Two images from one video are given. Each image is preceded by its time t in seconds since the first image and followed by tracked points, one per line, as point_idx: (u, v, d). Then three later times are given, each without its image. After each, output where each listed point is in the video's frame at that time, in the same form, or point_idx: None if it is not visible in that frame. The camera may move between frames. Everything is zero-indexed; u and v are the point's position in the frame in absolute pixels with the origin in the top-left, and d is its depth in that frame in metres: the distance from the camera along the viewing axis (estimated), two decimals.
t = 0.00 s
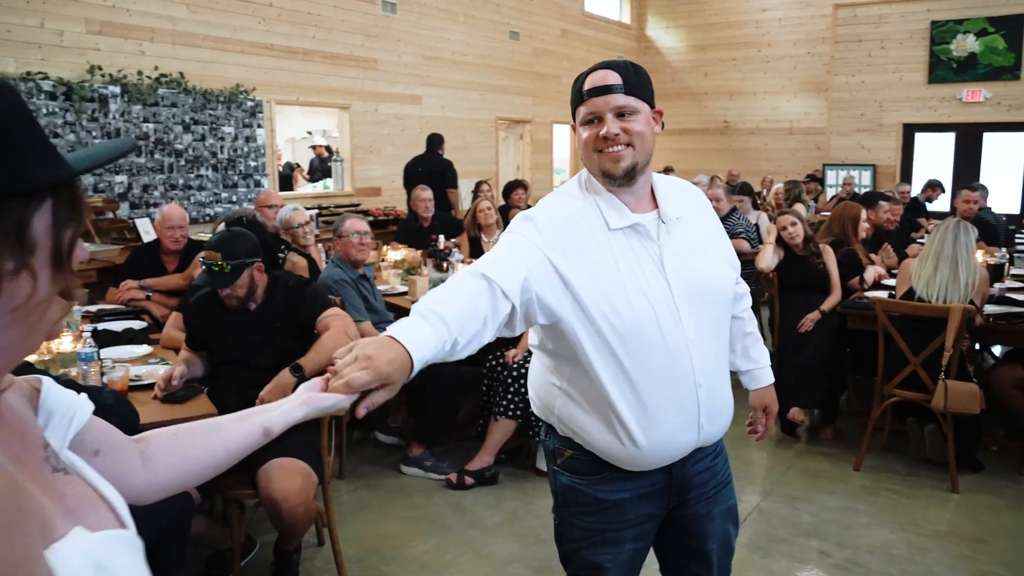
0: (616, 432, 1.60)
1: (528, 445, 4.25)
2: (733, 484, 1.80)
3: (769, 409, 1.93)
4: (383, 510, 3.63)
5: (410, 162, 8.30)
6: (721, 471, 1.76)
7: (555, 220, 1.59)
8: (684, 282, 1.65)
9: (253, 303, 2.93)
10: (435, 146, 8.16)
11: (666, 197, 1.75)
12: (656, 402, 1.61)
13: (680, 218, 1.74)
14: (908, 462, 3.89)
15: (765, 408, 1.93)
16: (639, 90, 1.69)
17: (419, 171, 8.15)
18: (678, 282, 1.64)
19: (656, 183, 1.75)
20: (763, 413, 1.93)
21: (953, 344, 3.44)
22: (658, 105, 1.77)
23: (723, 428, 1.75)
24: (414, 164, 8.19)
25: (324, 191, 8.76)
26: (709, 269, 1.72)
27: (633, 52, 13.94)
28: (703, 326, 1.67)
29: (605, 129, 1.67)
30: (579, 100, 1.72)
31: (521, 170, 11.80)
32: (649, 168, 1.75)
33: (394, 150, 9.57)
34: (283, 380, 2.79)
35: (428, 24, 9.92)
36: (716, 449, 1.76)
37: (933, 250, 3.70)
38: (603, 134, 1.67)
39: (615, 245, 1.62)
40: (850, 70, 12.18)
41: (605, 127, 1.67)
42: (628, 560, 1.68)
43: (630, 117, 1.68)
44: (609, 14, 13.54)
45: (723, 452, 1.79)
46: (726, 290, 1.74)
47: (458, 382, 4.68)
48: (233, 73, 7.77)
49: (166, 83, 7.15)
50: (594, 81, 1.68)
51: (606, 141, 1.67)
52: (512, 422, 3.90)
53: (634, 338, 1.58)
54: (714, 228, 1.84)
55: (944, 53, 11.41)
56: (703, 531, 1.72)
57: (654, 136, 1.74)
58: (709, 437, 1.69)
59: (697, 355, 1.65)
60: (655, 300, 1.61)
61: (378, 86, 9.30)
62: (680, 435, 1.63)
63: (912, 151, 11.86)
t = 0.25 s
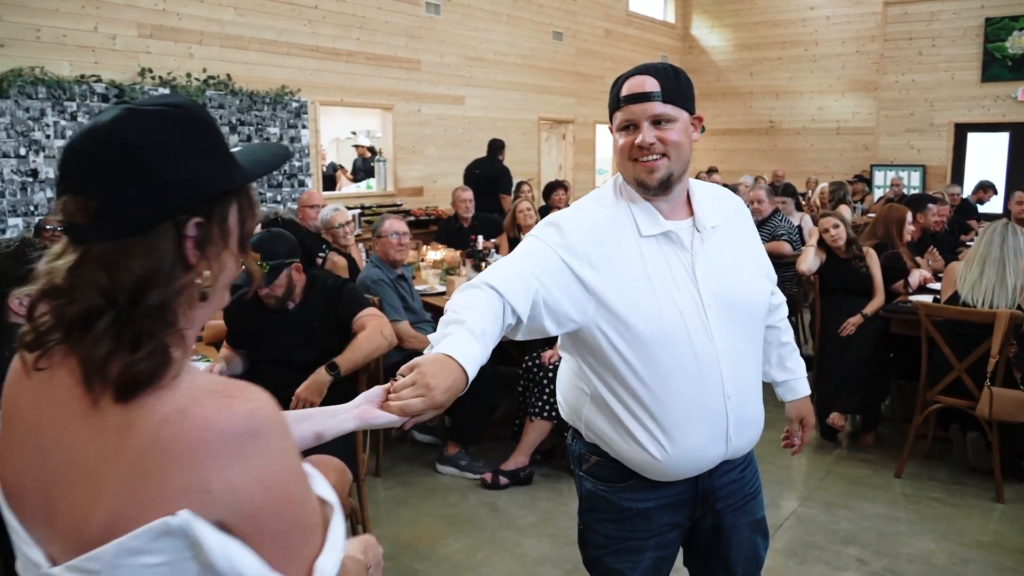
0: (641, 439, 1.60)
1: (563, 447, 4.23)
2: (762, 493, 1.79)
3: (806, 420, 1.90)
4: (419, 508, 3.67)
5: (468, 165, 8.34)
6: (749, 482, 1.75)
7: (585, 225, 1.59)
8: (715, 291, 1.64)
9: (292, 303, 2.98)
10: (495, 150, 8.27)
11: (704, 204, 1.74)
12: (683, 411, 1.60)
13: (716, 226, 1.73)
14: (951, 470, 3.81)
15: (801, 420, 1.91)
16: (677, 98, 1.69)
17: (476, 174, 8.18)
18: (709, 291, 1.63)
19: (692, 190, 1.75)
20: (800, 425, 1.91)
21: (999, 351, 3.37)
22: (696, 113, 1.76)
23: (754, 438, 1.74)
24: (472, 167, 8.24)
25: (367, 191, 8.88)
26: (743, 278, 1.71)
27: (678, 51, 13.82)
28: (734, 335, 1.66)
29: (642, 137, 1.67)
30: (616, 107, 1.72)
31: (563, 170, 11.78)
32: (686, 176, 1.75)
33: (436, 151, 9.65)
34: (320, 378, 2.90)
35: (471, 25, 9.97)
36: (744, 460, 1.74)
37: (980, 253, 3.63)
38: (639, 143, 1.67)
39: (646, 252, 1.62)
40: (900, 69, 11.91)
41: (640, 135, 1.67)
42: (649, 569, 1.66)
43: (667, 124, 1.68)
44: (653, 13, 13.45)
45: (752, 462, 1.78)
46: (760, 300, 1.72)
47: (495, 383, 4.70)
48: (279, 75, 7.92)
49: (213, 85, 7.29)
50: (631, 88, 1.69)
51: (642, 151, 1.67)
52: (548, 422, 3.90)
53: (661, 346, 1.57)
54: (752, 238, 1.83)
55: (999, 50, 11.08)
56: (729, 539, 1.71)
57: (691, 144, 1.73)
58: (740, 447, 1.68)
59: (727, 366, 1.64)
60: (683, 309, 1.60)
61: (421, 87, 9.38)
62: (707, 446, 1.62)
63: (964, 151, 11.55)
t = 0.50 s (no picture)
0: (634, 442, 1.59)
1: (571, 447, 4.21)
2: (768, 514, 1.75)
3: (819, 450, 1.79)
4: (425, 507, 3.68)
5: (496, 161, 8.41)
6: (753, 501, 1.71)
7: (594, 226, 1.61)
8: (723, 300, 1.62)
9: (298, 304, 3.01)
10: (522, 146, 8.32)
11: (726, 213, 1.71)
12: (680, 419, 1.59)
13: (735, 236, 1.70)
14: (963, 475, 3.78)
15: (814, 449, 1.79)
16: (703, 102, 1.65)
17: (504, 169, 8.22)
18: (716, 300, 1.61)
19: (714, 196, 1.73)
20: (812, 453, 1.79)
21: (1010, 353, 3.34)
22: (724, 117, 1.72)
23: (756, 453, 1.70)
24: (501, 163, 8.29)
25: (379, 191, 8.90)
26: (757, 289, 1.68)
27: (692, 51, 13.76)
28: (740, 346, 1.63)
29: (662, 140, 1.64)
30: (642, 106, 1.70)
31: (575, 170, 11.77)
32: (709, 181, 1.72)
33: (448, 151, 9.66)
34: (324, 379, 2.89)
35: (484, 25, 9.97)
36: (747, 477, 1.71)
37: (991, 255, 3.62)
38: (659, 145, 1.65)
39: (653, 255, 1.61)
40: (916, 68, 11.81)
41: (661, 138, 1.65)
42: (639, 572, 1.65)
43: (690, 128, 1.64)
44: (667, 13, 13.40)
45: (759, 480, 1.74)
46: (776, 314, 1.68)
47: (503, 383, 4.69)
48: (291, 75, 7.95)
49: (226, 85, 7.34)
50: (658, 89, 1.66)
51: (661, 153, 1.65)
52: (555, 423, 3.89)
53: (660, 352, 1.56)
54: (778, 251, 1.78)
55: (1016, 49, 10.97)
56: (725, 552, 1.68)
57: (716, 149, 1.70)
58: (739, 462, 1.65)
59: (729, 377, 1.62)
60: (686, 315, 1.59)
61: (433, 87, 9.39)
62: (699, 457, 1.60)
63: (981, 151, 11.44)
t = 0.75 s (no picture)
0: (629, 440, 1.59)
1: (568, 447, 4.20)
2: (776, 532, 1.68)
3: (834, 465, 1.70)
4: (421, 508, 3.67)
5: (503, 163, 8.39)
6: (758, 518, 1.65)
7: (598, 224, 1.62)
8: (725, 302, 1.58)
9: (293, 303, 3.03)
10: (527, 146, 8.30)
11: (740, 215, 1.65)
12: (675, 421, 1.57)
13: (748, 239, 1.64)
14: (960, 475, 3.79)
15: (827, 459, 1.70)
16: (713, 104, 1.58)
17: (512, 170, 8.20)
18: (716, 302, 1.57)
19: (730, 198, 1.67)
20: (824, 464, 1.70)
21: (1006, 352, 3.35)
22: (740, 118, 1.64)
23: (761, 464, 1.64)
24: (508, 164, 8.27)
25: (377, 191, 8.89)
26: (765, 293, 1.61)
27: (692, 51, 13.75)
28: (741, 351, 1.58)
29: (669, 141, 1.59)
30: (654, 106, 1.65)
31: (575, 170, 11.75)
32: (722, 182, 1.66)
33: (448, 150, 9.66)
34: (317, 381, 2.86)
35: (483, 25, 9.96)
36: (753, 491, 1.65)
37: (988, 255, 3.62)
38: (667, 147, 1.60)
39: (653, 254, 1.60)
40: (915, 68, 11.80)
41: (668, 139, 1.60)
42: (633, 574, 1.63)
43: (699, 130, 1.58)
44: (667, 13, 13.40)
45: (768, 497, 1.68)
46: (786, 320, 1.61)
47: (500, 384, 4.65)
48: (290, 75, 7.94)
49: (224, 85, 7.34)
50: (669, 89, 1.61)
51: (669, 155, 1.60)
52: (552, 424, 3.88)
53: (653, 352, 1.55)
54: (800, 255, 1.70)
55: (1015, 49, 10.96)
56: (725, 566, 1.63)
57: (728, 152, 1.63)
58: (739, 470, 1.60)
59: (727, 382, 1.57)
60: (683, 316, 1.56)
61: (432, 87, 9.38)
62: (690, 461, 1.57)
63: (980, 151, 11.44)
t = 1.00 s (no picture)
0: (632, 439, 1.59)
1: (562, 447, 4.19)
2: (785, 541, 1.66)
3: (845, 475, 1.64)
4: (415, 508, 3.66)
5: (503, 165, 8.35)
6: (767, 525, 1.63)
7: (606, 225, 1.62)
8: (731, 304, 1.55)
9: (286, 303, 3.01)
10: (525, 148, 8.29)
11: (750, 216, 1.61)
12: (678, 421, 1.56)
13: (758, 240, 1.60)
14: (954, 474, 3.80)
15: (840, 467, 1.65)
16: (721, 105, 1.54)
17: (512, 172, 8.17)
18: (721, 304, 1.55)
19: (742, 200, 1.63)
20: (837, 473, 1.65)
21: (1000, 352, 3.36)
22: (750, 119, 1.60)
23: (769, 468, 1.61)
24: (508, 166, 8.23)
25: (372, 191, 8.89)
26: (773, 296, 1.58)
27: (687, 51, 13.77)
28: (747, 353, 1.55)
29: (676, 144, 1.56)
30: (662, 107, 1.61)
31: (570, 170, 11.75)
32: (733, 184, 1.63)
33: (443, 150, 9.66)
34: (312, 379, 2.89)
35: (478, 25, 9.95)
36: (761, 497, 1.63)
37: (981, 255, 3.62)
38: (674, 149, 1.57)
39: (659, 256, 1.59)
40: (910, 69, 11.82)
41: (675, 141, 1.57)
42: None
43: (707, 133, 1.55)
44: (662, 13, 13.40)
45: (778, 504, 1.66)
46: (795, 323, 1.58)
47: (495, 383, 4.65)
48: (284, 75, 7.92)
49: (219, 85, 7.33)
50: (677, 90, 1.57)
51: (677, 157, 1.57)
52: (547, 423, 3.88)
53: (655, 352, 1.55)
54: (815, 258, 1.65)
55: (1009, 50, 10.99)
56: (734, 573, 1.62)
57: (737, 154, 1.59)
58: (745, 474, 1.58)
59: (731, 384, 1.55)
60: (687, 317, 1.55)
61: (427, 87, 9.37)
62: (693, 463, 1.56)
63: (974, 151, 11.47)
